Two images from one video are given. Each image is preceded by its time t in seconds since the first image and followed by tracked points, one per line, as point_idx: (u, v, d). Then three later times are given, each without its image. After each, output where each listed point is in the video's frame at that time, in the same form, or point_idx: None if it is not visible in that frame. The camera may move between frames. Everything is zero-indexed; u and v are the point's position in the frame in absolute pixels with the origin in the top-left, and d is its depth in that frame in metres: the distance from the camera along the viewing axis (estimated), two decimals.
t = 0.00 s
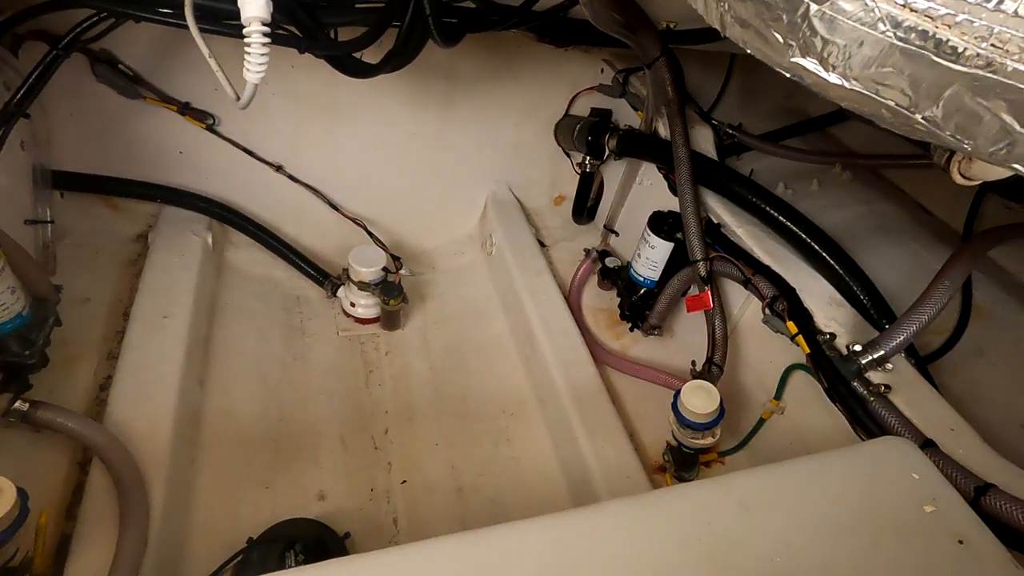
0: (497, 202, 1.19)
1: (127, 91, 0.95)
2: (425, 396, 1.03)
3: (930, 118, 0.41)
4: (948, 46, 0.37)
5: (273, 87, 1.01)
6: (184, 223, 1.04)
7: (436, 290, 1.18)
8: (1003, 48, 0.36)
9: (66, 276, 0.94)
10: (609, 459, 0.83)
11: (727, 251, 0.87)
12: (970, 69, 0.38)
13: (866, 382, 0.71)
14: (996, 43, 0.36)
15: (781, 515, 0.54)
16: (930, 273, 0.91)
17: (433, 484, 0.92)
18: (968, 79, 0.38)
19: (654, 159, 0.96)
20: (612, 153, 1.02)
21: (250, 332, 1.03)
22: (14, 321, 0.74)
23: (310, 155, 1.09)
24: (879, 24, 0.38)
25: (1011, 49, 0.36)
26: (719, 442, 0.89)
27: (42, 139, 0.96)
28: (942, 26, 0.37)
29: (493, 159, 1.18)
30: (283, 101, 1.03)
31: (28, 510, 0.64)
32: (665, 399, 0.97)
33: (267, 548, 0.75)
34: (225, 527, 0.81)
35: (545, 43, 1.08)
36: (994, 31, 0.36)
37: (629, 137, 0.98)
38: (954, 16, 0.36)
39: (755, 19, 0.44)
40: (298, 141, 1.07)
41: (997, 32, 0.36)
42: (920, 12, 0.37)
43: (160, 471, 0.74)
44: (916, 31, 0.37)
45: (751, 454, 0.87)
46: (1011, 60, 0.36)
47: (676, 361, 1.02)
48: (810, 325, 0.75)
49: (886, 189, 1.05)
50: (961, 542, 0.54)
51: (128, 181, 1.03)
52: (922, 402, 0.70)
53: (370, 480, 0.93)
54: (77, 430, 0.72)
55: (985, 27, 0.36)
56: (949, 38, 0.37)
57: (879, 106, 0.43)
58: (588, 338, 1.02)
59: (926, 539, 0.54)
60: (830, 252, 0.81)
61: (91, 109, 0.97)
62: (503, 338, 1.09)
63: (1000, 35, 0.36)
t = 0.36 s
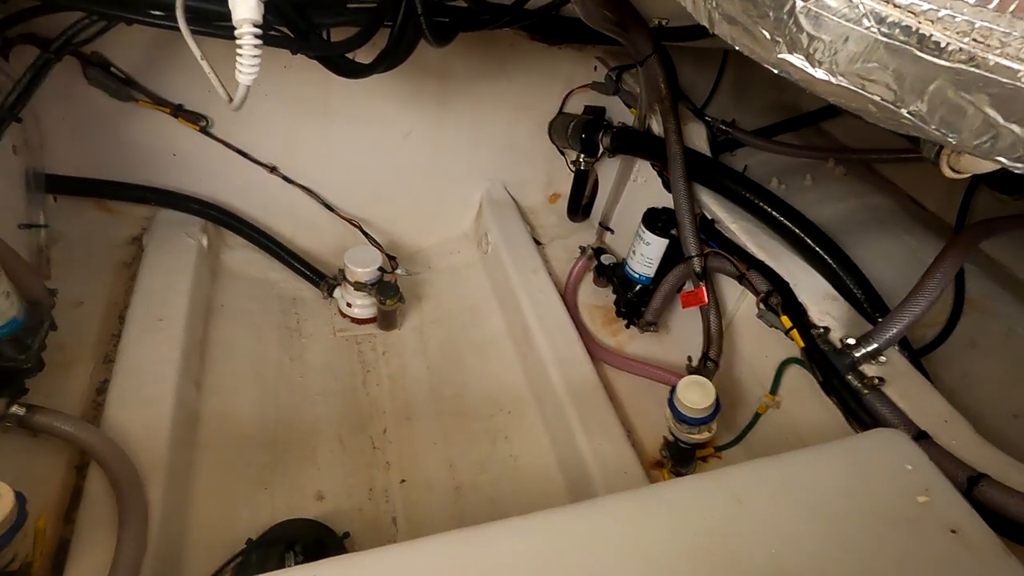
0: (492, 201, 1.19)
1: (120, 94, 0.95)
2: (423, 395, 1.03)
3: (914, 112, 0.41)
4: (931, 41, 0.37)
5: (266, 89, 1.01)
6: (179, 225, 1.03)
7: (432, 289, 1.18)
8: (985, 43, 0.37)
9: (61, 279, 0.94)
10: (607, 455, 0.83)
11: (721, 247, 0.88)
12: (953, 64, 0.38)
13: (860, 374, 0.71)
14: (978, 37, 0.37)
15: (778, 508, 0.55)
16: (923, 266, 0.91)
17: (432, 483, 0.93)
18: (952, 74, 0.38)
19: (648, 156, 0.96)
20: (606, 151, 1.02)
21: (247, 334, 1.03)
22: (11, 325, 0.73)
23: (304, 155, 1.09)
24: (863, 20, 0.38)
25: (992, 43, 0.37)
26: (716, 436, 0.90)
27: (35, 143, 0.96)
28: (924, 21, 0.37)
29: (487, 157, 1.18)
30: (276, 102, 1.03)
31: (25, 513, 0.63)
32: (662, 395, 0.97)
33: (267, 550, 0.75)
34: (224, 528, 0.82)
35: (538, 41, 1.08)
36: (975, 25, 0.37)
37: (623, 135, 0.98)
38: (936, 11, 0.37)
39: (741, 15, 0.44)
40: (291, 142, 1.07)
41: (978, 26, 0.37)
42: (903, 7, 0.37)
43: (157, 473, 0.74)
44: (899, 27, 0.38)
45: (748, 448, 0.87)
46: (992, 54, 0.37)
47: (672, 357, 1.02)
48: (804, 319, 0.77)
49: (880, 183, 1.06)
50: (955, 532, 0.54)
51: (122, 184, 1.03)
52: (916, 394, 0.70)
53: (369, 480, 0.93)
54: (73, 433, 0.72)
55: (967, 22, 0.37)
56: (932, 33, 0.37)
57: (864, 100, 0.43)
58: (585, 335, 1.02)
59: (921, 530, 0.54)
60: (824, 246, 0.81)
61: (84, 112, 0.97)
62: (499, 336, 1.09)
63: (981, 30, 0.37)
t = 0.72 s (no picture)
0: (492, 197, 1.18)
1: (113, 92, 0.94)
2: (425, 395, 1.02)
3: (952, 85, 0.41)
4: (973, 7, 0.37)
5: (262, 84, 1.00)
6: (174, 225, 1.02)
7: (432, 287, 1.17)
8: None
9: (55, 280, 0.92)
10: (613, 453, 0.82)
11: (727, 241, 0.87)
12: (996, 31, 0.37)
13: (872, 368, 0.70)
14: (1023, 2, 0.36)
15: (792, 506, 0.53)
16: (931, 258, 0.90)
17: (435, 483, 0.91)
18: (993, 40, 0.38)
19: (651, 150, 0.95)
20: (608, 145, 1.01)
21: (245, 334, 1.01)
22: None
23: (301, 152, 1.08)
24: None
25: None
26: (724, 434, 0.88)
27: (27, 142, 0.94)
28: None
29: (487, 153, 1.17)
30: (272, 98, 1.01)
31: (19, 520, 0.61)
32: (667, 392, 0.96)
33: (268, 553, 0.73)
34: (224, 532, 0.80)
35: (537, 34, 1.07)
36: None
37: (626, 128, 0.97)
38: None
39: None
40: (288, 139, 1.06)
41: None
42: None
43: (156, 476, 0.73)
44: None
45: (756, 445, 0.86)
46: None
47: (677, 353, 1.01)
48: (814, 313, 0.75)
49: (885, 175, 1.05)
50: (977, 528, 0.53)
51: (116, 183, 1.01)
52: (929, 388, 0.69)
53: (371, 481, 0.91)
54: (69, 437, 0.70)
55: None
56: None
57: (894, 74, 0.42)
58: (588, 332, 1.01)
59: (941, 526, 0.53)
60: (831, 239, 0.80)
61: (77, 110, 0.96)
62: (501, 334, 1.08)
63: None
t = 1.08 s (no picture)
0: (488, 198, 1.18)
1: (109, 96, 0.93)
2: (423, 395, 1.02)
3: (934, 89, 0.41)
4: (953, 13, 0.37)
5: (257, 87, 1.00)
6: (172, 228, 1.02)
7: (430, 287, 1.17)
8: (1008, 15, 0.36)
9: (52, 285, 0.92)
10: (612, 452, 0.83)
11: (721, 239, 0.88)
12: (975, 37, 0.37)
13: (865, 364, 0.70)
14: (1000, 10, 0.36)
15: (789, 502, 0.54)
16: (924, 254, 0.91)
17: (434, 483, 0.92)
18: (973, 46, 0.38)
19: (645, 149, 0.96)
20: (603, 144, 1.02)
21: (243, 337, 1.02)
22: None
23: (296, 155, 1.08)
24: None
25: (1016, 16, 0.36)
26: (720, 430, 0.90)
27: (24, 146, 0.95)
28: None
29: (482, 154, 1.17)
30: (267, 101, 1.01)
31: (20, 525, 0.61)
32: (664, 390, 0.97)
33: (268, 556, 0.74)
34: (224, 534, 0.80)
35: (531, 35, 1.07)
36: None
37: (620, 128, 0.98)
38: None
39: None
40: (284, 141, 1.06)
41: None
42: None
43: (155, 480, 0.73)
44: None
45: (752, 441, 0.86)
46: (1017, 27, 0.36)
47: (674, 351, 1.01)
48: (808, 310, 0.76)
49: (878, 172, 1.05)
50: (967, 521, 0.54)
51: (113, 187, 1.01)
52: (922, 383, 0.70)
53: (370, 482, 0.92)
54: (68, 441, 0.71)
55: None
56: (953, 5, 0.37)
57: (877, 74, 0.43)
58: (585, 331, 1.02)
59: (933, 520, 0.54)
60: (824, 236, 0.80)
61: (72, 114, 0.96)
62: (499, 334, 1.08)
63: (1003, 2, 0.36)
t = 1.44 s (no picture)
0: (501, 202, 1.19)
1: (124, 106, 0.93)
2: (441, 402, 1.03)
3: (1019, 108, 0.42)
4: None
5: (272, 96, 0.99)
6: (187, 238, 1.02)
7: (443, 293, 1.17)
8: None
9: (69, 297, 0.92)
10: (636, 457, 0.83)
11: (742, 244, 0.89)
12: None
13: (896, 369, 0.72)
14: None
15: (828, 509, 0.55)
16: (940, 255, 0.92)
17: (456, 491, 0.92)
18: None
19: (664, 154, 0.96)
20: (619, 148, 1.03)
21: (261, 347, 1.01)
22: (26, 349, 0.72)
23: (310, 162, 1.08)
24: (973, 14, 0.39)
25: None
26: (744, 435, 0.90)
27: (40, 158, 0.94)
28: None
29: (494, 159, 1.18)
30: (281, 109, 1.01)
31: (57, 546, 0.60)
32: (683, 394, 0.97)
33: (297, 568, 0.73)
34: (251, 548, 0.80)
35: (544, 40, 1.08)
36: None
37: (637, 132, 0.98)
38: None
39: (826, 14, 0.45)
40: (298, 148, 1.06)
41: None
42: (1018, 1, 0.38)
43: (184, 495, 0.73)
44: (1012, 20, 0.39)
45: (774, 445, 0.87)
46: None
47: (692, 354, 1.02)
48: (835, 314, 0.77)
49: (890, 174, 1.06)
50: (1017, 530, 0.55)
51: (127, 198, 1.01)
52: (949, 387, 0.70)
53: (392, 491, 0.92)
54: (96, 457, 0.70)
55: None
56: None
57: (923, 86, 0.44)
58: (603, 336, 1.02)
59: (978, 528, 0.55)
60: (847, 240, 0.82)
61: (87, 125, 0.95)
62: (516, 339, 1.09)
63: None
